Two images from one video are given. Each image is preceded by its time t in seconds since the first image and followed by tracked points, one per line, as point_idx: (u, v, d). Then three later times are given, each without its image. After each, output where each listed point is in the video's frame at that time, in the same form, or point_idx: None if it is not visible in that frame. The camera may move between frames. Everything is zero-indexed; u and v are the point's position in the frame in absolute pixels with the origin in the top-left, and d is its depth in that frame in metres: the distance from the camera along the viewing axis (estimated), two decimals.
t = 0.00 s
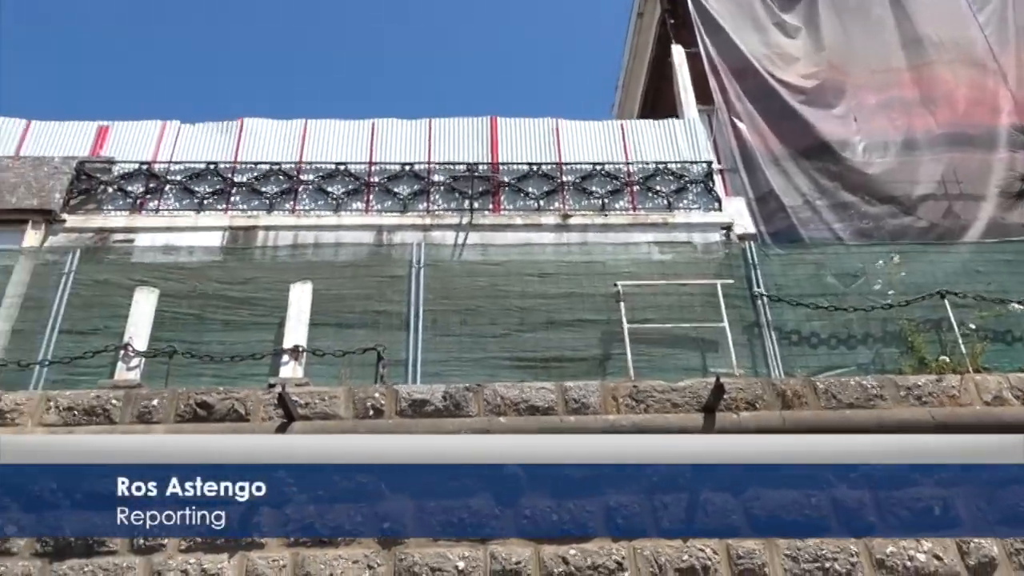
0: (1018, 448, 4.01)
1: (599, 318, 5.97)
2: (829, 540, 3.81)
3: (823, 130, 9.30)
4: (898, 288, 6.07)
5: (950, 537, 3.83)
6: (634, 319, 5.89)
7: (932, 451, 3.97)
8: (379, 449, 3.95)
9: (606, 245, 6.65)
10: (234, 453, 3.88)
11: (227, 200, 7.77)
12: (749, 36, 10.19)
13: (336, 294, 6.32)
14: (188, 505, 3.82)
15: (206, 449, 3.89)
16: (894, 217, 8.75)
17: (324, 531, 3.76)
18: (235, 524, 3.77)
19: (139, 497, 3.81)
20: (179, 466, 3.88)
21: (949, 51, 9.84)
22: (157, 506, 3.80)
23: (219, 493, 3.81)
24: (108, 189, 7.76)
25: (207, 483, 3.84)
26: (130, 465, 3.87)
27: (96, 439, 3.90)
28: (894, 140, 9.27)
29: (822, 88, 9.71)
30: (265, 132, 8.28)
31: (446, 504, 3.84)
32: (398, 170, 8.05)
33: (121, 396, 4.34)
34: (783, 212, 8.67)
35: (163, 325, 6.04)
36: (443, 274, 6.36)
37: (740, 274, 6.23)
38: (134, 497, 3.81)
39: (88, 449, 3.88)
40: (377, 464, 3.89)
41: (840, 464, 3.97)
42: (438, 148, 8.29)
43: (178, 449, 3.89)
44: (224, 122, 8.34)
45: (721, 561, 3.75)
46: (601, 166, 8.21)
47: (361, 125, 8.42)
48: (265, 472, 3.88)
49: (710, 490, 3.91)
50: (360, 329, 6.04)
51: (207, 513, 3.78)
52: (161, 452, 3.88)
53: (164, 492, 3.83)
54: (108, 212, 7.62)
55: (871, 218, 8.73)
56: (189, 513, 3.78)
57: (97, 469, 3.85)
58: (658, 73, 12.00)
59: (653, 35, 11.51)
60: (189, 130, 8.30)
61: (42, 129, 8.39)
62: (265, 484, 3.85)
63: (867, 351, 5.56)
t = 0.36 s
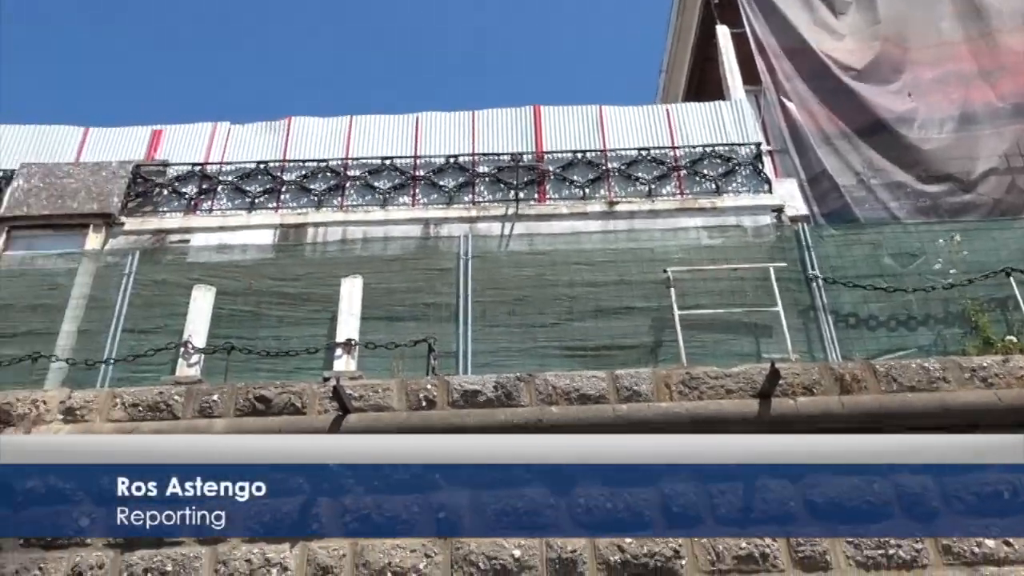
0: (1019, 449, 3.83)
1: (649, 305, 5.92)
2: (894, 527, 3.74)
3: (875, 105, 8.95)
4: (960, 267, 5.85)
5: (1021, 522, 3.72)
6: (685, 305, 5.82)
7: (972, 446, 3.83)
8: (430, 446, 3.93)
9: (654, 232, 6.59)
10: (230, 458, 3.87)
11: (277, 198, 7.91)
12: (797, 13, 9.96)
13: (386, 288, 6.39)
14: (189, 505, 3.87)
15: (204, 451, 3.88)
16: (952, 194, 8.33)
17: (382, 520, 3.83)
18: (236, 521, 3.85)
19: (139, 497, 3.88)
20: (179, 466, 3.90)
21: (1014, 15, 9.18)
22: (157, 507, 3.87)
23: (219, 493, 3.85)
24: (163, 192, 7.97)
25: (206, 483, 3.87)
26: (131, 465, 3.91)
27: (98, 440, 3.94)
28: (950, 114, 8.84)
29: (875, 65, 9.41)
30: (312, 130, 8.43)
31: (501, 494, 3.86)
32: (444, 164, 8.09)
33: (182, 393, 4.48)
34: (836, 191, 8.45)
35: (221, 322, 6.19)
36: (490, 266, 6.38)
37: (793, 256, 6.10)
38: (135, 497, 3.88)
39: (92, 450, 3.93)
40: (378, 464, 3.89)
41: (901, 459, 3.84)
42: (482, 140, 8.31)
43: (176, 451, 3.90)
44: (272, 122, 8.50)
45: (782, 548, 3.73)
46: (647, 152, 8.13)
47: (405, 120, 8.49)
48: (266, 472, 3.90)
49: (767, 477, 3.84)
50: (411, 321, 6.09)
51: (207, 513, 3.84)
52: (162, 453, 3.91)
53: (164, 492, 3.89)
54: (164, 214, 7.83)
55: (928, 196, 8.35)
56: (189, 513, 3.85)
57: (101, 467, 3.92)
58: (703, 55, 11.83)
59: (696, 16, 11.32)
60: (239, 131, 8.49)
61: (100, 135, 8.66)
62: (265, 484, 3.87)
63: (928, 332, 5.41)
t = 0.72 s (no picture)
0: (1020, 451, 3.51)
1: (693, 292, 5.87)
2: (951, 513, 3.72)
3: (925, 82, 8.67)
4: (1017, 244, 5.64)
5: None
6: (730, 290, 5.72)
7: None
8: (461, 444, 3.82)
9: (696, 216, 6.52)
10: (229, 461, 3.66)
11: (319, 193, 8.00)
12: None
13: (429, 278, 6.43)
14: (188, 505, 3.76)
15: (203, 452, 3.63)
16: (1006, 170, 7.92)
17: (430, 509, 3.90)
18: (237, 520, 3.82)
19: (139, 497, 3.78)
20: (178, 467, 3.67)
21: None
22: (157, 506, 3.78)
23: (220, 493, 3.73)
24: (208, 189, 8.11)
25: (206, 483, 3.70)
26: (138, 466, 3.74)
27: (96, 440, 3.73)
28: (1003, 88, 8.46)
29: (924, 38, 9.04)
30: (352, 125, 8.53)
31: (549, 482, 3.85)
32: (482, 154, 8.09)
33: (233, 385, 4.58)
34: (883, 170, 8.17)
35: (267, 316, 6.27)
36: (531, 254, 6.43)
37: (841, 237, 5.97)
38: (136, 496, 3.78)
39: (93, 450, 3.75)
40: (377, 465, 3.78)
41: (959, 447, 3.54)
42: (520, 129, 8.31)
43: (179, 452, 3.64)
44: (312, 117, 8.61)
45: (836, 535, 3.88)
46: (687, 136, 8.03)
47: (442, 111, 8.52)
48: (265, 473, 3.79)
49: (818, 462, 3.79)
50: (453, 312, 6.11)
51: (207, 514, 3.75)
52: (163, 453, 3.69)
53: (163, 492, 3.77)
54: (210, 211, 7.95)
55: (980, 171, 7.92)
56: (188, 514, 3.73)
57: (103, 465, 3.76)
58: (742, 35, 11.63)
59: None
60: (280, 128, 8.62)
61: (146, 135, 8.86)
62: (265, 484, 3.79)
63: (984, 313, 5.22)
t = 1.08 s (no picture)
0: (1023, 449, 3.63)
1: (732, 277, 5.77)
2: (1003, 497, 3.76)
3: (969, 55, 8.40)
4: None
5: None
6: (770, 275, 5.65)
7: None
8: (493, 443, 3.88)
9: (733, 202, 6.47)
10: (229, 461, 3.89)
11: (354, 187, 8.06)
12: None
13: (466, 270, 6.46)
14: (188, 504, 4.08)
15: (204, 454, 3.88)
16: None
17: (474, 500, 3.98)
18: (234, 517, 4.12)
19: (140, 496, 4.10)
20: (177, 468, 3.94)
21: None
22: (157, 506, 4.12)
23: (219, 494, 4.03)
24: (246, 187, 8.24)
25: (207, 484, 3.99)
26: (137, 466, 3.96)
27: (109, 441, 4.01)
28: None
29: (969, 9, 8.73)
30: (385, 119, 8.58)
31: (592, 472, 3.92)
32: (515, 144, 8.08)
33: (276, 379, 4.65)
34: (925, 147, 7.91)
35: (307, 311, 6.36)
36: (567, 243, 6.39)
37: (885, 219, 5.85)
38: (136, 496, 4.11)
39: (100, 451, 4.04)
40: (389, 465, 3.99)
41: (971, 444, 3.69)
42: (552, 118, 8.28)
43: (179, 453, 3.88)
44: (346, 113, 8.69)
45: (885, 521, 3.79)
46: (722, 120, 7.91)
47: (474, 102, 8.55)
48: (264, 474, 4.04)
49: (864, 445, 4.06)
50: (491, 303, 6.14)
51: (207, 514, 4.08)
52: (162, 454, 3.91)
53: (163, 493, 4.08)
54: (248, 208, 8.06)
55: None
56: (189, 513, 4.06)
57: (107, 465, 4.04)
58: (777, 15, 11.42)
59: None
60: (315, 125, 8.71)
61: (184, 135, 9.02)
62: (264, 485, 4.07)
63: None
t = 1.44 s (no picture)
0: None
1: (778, 262, 5.68)
2: None
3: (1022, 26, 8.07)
4: None
5: None
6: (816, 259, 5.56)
7: None
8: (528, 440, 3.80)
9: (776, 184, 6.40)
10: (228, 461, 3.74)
11: (393, 181, 8.12)
12: None
13: (506, 261, 6.47)
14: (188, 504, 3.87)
15: (203, 453, 3.73)
16: None
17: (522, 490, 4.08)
18: (235, 516, 3.93)
19: (140, 497, 3.92)
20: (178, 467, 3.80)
21: None
22: (157, 506, 3.91)
23: (219, 493, 3.82)
24: (287, 184, 8.35)
25: (207, 483, 3.80)
26: (137, 466, 3.86)
27: (108, 440, 3.87)
28: None
29: None
30: (422, 112, 8.63)
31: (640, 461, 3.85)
32: (552, 133, 8.05)
33: (323, 372, 4.73)
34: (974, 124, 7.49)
35: (352, 304, 6.46)
36: (609, 231, 6.36)
37: (935, 198, 5.67)
38: (136, 496, 3.93)
39: (99, 450, 3.90)
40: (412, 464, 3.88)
41: None
42: (589, 106, 8.24)
43: (179, 452, 3.75)
44: (383, 107, 8.76)
45: (941, 507, 3.71)
46: (763, 102, 7.77)
47: (510, 92, 8.54)
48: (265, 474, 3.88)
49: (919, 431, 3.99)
50: (533, 293, 6.15)
51: (207, 514, 3.86)
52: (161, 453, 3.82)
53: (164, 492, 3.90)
54: (290, 205, 8.17)
55: None
56: (188, 513, 3.85)
57: (107, 465, 3.92)
58: None
59: None
60: (352, 120, 8.78)
61: (225, 135, 9.17)
62: (265, 485, 3.90)
63: None
